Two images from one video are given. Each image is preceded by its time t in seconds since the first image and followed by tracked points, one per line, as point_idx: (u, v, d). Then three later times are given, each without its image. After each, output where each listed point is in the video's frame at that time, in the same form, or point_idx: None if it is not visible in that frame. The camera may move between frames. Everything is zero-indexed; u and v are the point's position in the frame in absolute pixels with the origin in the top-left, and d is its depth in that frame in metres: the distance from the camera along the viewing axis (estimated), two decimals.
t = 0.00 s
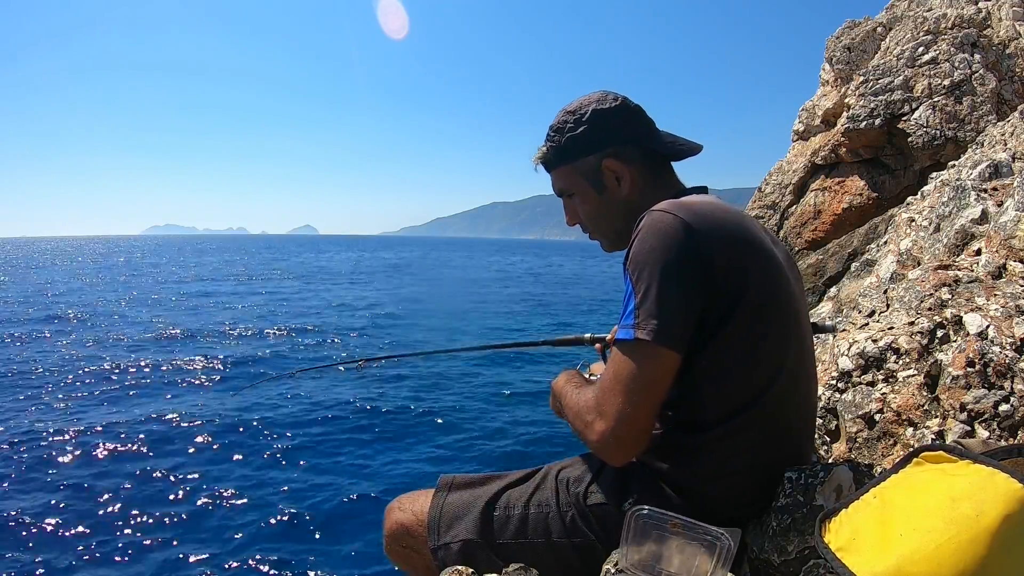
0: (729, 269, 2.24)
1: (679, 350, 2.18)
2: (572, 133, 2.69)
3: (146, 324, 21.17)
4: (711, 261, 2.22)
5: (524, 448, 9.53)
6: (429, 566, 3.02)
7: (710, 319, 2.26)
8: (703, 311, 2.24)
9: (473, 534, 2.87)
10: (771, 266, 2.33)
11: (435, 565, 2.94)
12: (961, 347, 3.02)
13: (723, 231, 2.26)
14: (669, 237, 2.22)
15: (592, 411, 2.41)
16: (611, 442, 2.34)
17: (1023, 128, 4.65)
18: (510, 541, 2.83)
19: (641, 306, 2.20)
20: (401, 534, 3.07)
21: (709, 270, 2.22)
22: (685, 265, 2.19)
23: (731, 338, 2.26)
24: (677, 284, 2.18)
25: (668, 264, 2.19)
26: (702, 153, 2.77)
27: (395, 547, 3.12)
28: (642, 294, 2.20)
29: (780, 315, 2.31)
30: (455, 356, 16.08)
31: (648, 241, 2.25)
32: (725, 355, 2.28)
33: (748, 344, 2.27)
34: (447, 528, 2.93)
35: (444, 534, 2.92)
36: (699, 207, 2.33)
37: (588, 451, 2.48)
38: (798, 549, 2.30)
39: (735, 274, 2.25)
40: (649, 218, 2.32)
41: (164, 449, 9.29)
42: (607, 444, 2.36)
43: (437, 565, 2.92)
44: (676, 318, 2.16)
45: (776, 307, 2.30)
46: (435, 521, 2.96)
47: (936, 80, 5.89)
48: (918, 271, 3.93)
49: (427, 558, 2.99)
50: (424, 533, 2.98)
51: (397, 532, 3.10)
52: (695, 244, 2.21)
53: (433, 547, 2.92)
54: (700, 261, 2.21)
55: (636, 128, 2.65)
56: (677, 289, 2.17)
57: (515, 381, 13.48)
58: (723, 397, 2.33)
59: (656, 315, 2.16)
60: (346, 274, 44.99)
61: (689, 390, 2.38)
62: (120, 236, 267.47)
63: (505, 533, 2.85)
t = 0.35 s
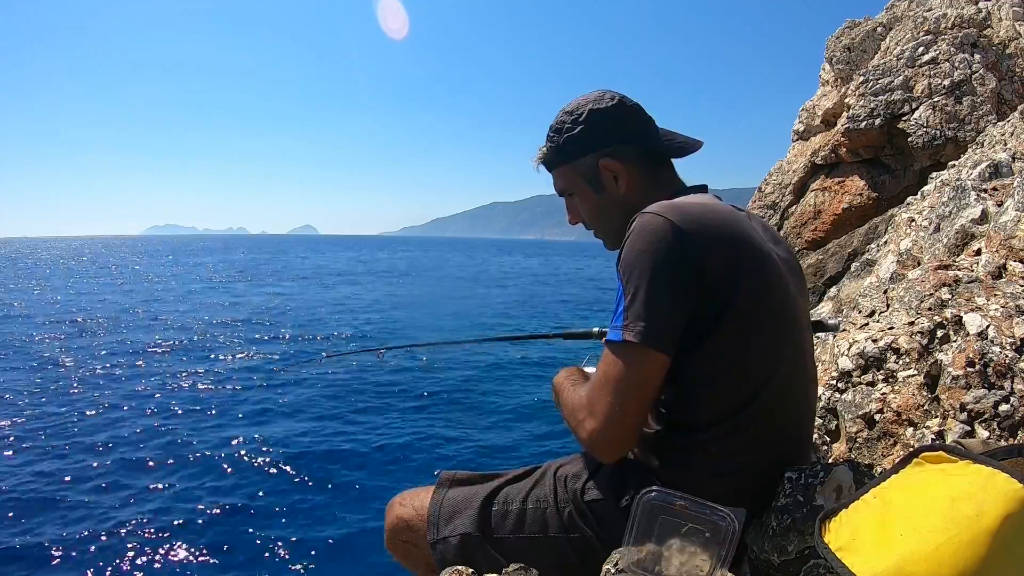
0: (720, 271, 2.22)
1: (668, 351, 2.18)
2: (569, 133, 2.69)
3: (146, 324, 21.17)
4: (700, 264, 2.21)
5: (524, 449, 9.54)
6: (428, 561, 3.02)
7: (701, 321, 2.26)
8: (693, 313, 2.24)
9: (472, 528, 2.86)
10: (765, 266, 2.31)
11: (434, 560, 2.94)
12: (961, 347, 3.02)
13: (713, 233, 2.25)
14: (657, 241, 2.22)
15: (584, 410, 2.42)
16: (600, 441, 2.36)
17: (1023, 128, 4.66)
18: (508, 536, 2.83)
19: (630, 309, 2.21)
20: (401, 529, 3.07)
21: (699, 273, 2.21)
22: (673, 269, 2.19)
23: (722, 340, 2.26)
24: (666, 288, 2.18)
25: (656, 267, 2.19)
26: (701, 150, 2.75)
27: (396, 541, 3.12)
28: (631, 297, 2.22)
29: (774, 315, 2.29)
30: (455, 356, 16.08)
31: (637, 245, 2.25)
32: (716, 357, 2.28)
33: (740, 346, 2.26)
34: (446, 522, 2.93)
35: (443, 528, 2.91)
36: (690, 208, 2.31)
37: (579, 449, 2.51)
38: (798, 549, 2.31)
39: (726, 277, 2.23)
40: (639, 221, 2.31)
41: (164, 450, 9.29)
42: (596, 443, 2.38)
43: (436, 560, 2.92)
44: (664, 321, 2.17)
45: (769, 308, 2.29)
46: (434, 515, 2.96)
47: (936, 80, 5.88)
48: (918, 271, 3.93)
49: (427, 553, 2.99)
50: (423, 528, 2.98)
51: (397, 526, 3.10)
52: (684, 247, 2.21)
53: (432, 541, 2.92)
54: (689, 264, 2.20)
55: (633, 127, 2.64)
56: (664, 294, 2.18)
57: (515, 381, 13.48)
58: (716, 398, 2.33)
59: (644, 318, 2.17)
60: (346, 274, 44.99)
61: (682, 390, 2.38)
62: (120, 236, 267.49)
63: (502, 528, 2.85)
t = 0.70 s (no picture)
0: (712, 275, 2.21)
1: (656, 353, 2.22)
2: (567, 132, 2.69)
3: (146, 324, 21.16)
4: (692, 267, 2.20)
5: (524, 449, 9.54)
6: (427, 556, 3.01)
7: (694, 323, 2.26)
8: (685, 315, 2.24)
9: (470, 522, 2.87)
10: (761, 269, 2.28)
11: (433, 555, 2.94)
12: (960, 347, 3.02)
13: (707, 236, 2.22)
14: (649, 244, 2.21)
15: (575, 407, 2.48)
16: (588, 437, 2.42)
17: (1023, 128, 4.66)
18: (505, 531, 2.83)
19: (622, 310, 2.23)
20: (401, 524, 3.08)
21: (690, 276, 2.20)
22: (664, 272, 2.19)
23: (713, 344, 2.26)
24: (657, 292, 2.19)
25: (647, 271, 2.20)
26: (700, 146, 2.73)
27: (395, 537, 3.12)
28: (623, 298, 2.23)
29: (768, 318, 2.28)
30: (455, 356, 16.07)
31: (630, 246, 2.25)
32: (709, 360, 2.28)
33: (732, 350, 2.26)
34: (445, 517, 2.93)
35: (442, 523, 2.92)
36: (686, 209, 2.29)
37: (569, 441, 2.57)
38: (798, 549, 2.31)
39: (719, 280, 2.22)
40: (634, 220, 2.29)
41: (165, 450, 9.29)
42: (584, 438, 2.44)
43: (434, 554, 2.92)
44: (654, 325, 2.19)
45: (763, 311, 2.27)
46: (433, 510, 2.96)
47: (936, 80, 5.88)
48: (918, 271, 3.93)
49: (426, 548, 2.99)
50: (423, 523, 2.98)
51: (397, 522, 3.10)
52: (676, 251, 2.19)
53: (431, 535, 2.92)
54: (681, 268, 2.19)
55: (631, 125, 2.63)
56: (655, 297, 2.19)
57: (515, 381, 13.46)
58: (709, 399, 2.34)
59: (634, 321, 2.19)
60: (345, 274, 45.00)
61: (676, 390, 2.39)
62: (120, 236, 267.52)
63: (500, 523, 2.85)
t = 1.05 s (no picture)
0: (709, 277, 2.21)
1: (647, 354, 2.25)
2: (566, 131, 2.69)
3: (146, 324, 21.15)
4: (686, 271, 2.20)
5: (524, 449, 9.54)
6: (427, 555, 3.02)
7: (689, 325, 2.27)
8: (679, 317, 2.25)
9: (470, 521, 2.87)
10: (758, 272, 2.26)
11: (433, 554, 2.94)
12: (960, 347, 3.02)
13: (702, 239, 2.21)
14: (643, 246, 2.21)
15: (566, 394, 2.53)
16: (576, 426, 2.48)
17: (1023, 128, 4.65)
18: (505, 530, 2.83)
19: (614, 310, 2.25)
20: (401, 523, 3.08)
21: (685, 278, 2.20)
22: (658, 275, 2.19)
23: (707, 346, 2.27)
24: (650, 294, 2.19)
25: (640, 273, 2.20)
26: (700, 143, 2.70)
27: (396, 536, 3.12)
28: (616, 299, 2.24)
29: (764, 322, 2.27)
30: (455, 356, 16.08)
31: (624, 247, 2.25)
32: (703, 361, 2.29)
33: (726, 352, 2.26)
34: (445, 516, 2.93)
35: (442, 521, 2.92)
36: (683, 211, 2.28)
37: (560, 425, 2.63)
38: (798, 549, 2.30)
39: (713, 283, 2.21)
40: (630, 220, 2.29)
41: (165, 450, 9.29)
42: (572, 426, 2.50)
43: (434, 553, 2.92)
44: (645, 327, 2.21)
45: (759, 314, 2.26)
46: (434, 509, 2.97)
47: (936, 80, 5.88)
48: (918, 271, 3.94)
49: (426, 547, 2.99)
50: (423, 522, 2.99)
51: (398, 520, 3.10)
52: (670, 253, 2.19)
53: (431, 534, 2.93)
54: (675, 272, 2.19)
55: (630, 124, 2.63)
56: (648, 300, 2.19)
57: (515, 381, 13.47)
58: (705, 400, 2.34)
59: (627, 321, 2.21)
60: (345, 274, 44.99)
61: (673, 390, 2.40)
62: (120, 235, 267.54)
63: (500, 522, 2.85)
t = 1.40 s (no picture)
0: (709, 278, 2.21)
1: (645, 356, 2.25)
2: (567, 128, 2.69)
3: (145, 324, 21.15)
4: (685, 273, 2.20)
5: (524, 449, 9.54)
6: (428, 555, 3.01)
7: (688, 326, 2.27)
8: (678, 318, 2.25)
9: (470, 520, 2.87)
10: (759, 274, 2.26)
11: (433, 553, 2.94)
12: (961, 347, 3.02)
13: (702, 241, 2.21)
14: (643, 247, 2.21)
15: (563, 396, 2.54)
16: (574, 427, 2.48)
17: (1023, 128, 4.65)
18: (505, 530, 2.83)
19: (613, 311, 2.26)
20: (401, 522, 3.08)
21: (685, 280, 2.20)
22: (658, 277, 2.19)
23: (707, 347, 2.27)
24: (649, 295, 2.19)
25: (639, 275, 2.20)
26: (702, 140, 2.69)
27: (396, 536, 3.12)
28: (616, 300, 2.24)
29: (764, 323, 2.27)
30: (455, 356, 16.08)
31: (624, 248, 2.25)
32: (703, 363, 2.29)
33: (726, 354, 2.26)
34: (445, 515, 2.93)
35: (442, 520, 2.92)
36: (684, 211, 2.27)
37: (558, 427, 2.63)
38: (798, 549, 2.32)
39: (713, 285, 2.21)
40: (631, 221, 2.29)
41: (164, 450, 9.29)
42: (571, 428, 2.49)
43: (435, 553, 2.92)
44: (644, 328, 2.21)
45: (759, 316, 2.26)
46: (434, 508, 2.97)
47: (936, 80, 5.89)
48: (918, 271, 3.94)
49: (426, 546, 2.99)
50: (423, 521, 2.98)
51: (397, 519, 3.10)
52: (670, 254, 2.19)
53: (431, 534, 2.93)
54: (674, 273, 2.19)
55: (632, 120, 2.63)
56: (647, 302, 2.20)
57: (515, 381, 13.46)
58: (706, 402, 2.34)
59: (626, 321, 2.22)
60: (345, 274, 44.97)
61: (673, 390, 2.40)
62: (120, 236, 267.70)
63: (499, 521, 2.85)
